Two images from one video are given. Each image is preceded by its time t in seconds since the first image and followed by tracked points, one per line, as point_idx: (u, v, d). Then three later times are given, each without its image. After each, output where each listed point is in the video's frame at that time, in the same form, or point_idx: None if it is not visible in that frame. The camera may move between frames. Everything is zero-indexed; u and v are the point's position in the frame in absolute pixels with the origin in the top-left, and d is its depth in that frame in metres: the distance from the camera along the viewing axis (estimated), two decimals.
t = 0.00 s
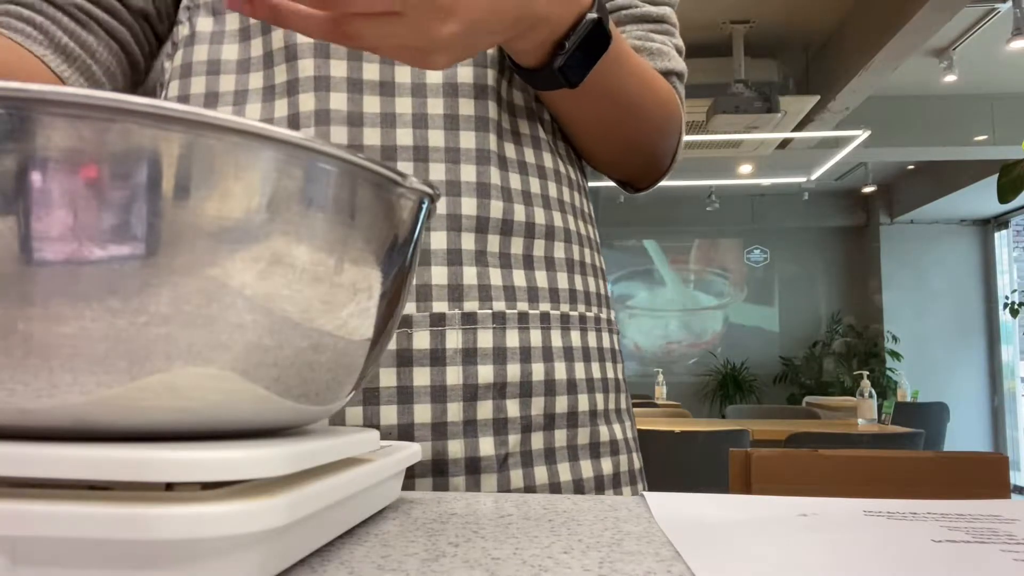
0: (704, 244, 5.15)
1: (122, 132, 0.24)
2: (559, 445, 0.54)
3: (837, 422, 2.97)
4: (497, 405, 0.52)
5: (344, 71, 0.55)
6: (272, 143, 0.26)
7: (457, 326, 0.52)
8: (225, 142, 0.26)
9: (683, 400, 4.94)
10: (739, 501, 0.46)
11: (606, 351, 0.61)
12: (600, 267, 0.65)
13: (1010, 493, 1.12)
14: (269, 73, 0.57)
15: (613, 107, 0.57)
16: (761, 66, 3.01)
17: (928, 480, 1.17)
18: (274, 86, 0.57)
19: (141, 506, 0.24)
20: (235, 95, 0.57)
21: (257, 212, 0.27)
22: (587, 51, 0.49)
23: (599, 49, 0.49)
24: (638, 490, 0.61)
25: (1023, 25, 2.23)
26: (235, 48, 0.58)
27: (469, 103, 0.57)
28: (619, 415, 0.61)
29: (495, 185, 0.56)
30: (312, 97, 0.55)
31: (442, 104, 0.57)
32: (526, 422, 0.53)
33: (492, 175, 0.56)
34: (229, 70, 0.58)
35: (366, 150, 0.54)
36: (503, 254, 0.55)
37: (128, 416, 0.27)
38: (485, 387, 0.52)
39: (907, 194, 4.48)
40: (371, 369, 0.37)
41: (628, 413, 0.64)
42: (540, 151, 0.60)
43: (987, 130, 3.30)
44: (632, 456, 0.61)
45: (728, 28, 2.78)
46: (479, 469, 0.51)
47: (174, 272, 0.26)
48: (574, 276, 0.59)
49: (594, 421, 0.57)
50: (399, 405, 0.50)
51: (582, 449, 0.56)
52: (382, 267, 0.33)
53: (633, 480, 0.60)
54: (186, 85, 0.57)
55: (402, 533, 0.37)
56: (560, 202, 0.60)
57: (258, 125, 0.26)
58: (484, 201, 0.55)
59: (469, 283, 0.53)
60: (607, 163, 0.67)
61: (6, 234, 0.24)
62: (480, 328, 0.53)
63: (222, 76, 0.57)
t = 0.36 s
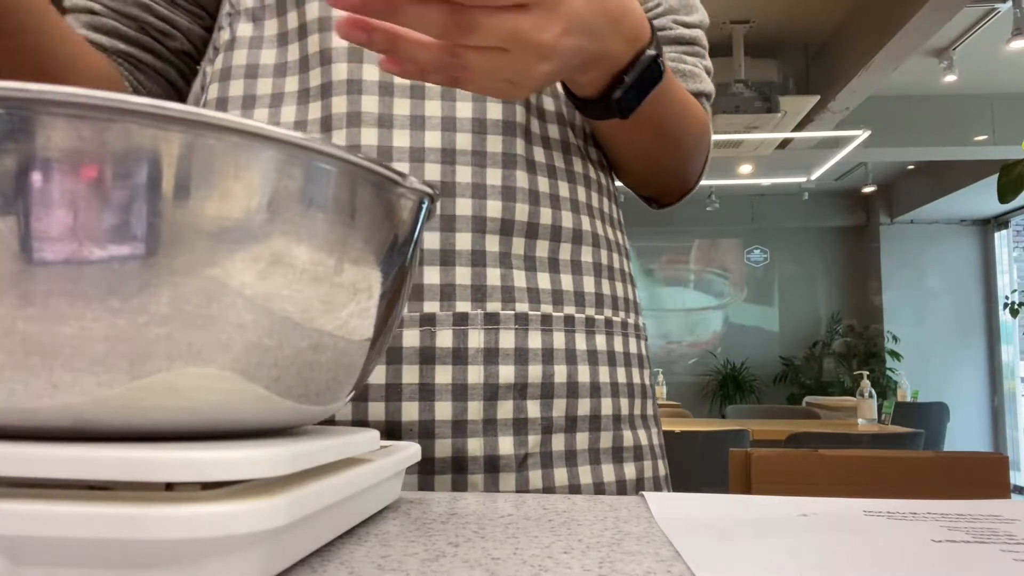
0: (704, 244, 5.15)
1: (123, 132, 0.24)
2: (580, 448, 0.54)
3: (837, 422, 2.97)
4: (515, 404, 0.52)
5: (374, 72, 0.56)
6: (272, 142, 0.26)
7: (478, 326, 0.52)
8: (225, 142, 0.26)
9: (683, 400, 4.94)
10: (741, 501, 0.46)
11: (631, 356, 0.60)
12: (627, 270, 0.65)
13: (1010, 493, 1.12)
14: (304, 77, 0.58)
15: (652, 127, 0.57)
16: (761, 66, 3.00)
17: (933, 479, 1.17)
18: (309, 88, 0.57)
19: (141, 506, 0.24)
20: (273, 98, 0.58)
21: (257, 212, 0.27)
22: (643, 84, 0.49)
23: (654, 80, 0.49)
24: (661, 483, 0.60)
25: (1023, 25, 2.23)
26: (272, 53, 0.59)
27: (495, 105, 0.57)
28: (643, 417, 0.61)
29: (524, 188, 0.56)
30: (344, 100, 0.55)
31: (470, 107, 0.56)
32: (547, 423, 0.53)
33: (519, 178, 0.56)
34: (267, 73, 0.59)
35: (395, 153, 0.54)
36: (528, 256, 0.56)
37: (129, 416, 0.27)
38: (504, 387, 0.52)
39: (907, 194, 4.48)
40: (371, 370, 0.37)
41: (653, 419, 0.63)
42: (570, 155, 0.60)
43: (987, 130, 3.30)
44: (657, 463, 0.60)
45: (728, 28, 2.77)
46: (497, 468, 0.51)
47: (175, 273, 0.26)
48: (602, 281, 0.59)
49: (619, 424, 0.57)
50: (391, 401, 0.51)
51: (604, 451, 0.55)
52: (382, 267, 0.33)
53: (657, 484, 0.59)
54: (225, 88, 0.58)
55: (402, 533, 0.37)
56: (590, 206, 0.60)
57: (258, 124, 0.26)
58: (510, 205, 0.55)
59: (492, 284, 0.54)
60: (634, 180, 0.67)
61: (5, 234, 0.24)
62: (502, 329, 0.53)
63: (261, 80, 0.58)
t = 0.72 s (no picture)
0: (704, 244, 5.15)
1: (123, 132, 0.24)
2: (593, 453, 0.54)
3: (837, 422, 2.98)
4: (525, 404, 0.52)
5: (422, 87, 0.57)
6: (272, 143, 0.26)
7: (487, 327, 0.53)
8: (225, 142, 0.26)
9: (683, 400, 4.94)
10: (742, 501, 0.46)
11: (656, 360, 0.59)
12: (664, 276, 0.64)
13: (1010, 493, 1.11)
14: (355, 90, 0.59)
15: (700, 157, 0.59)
16: (761, 67, 3.01)
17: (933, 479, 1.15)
18: (359, 101, 0.59)
19: (141, 506, 0.24)
20: (323, 108, 0.59)
21: (256, 212, 0.27)
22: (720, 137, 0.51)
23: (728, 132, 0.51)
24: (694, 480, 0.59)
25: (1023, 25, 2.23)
26: (325, 68, 0.61)
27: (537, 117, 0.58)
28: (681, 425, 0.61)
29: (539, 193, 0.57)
30: (392, 110, 0.57)
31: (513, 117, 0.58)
32: (555, 427, 0.53)
33: (532, 184, 0.57)
34: (319, 86, 0.60)
35: (440, 162, 0.56)
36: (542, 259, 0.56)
37: (128, 416, 0.27)
38: (514, 387, 0.52)
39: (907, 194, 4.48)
40: (371, 370, 0.37)
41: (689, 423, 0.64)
42: (609, 164, 0.61)
43: (987, 130, 3.30)
44: (693, 468, 0.61)
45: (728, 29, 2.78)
46: (504, 467, 0.52)
47: (175, 273, 0.26)
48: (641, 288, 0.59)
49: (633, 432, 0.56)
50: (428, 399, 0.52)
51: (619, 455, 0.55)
52: (382, 267, 0.33)
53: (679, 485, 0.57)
54: (280, 99, 0.60)
55: (402, 533, 0.37)
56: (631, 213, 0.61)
57: (258, 124, 0.26)
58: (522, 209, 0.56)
59: (502, 286, 0.55)
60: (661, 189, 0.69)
61: (5, 234, 0.24)
62: (510, 330, 0.53)
63: (313, 93, 0.60)
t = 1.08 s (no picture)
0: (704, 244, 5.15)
1: (123, 132, 0.24)
2: (565, 450, 0.55)
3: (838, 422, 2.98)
4: (517, 400, 0.56)
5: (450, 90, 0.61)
6: (271, 143, 0.26)
7: (481, 328, 0.57)
8: (225, 142, 0.26)
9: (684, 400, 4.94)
10: (743, 501, 0.46)
11: (665, 357, 0.60)
12: (686, 272, 0.65)
13: (1010, 493, 1.12)
14: (409, 96, 0.62)
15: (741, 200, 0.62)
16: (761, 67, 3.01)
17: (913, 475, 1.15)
18: (413, 107, 0.62)
19: (141, 506, 0.24)
20: (376, 114, 0.62)
21: (256, 212, 0.27)
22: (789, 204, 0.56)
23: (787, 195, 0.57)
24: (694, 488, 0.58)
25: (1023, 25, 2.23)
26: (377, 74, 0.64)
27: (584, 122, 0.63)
28: (697, 421, 0.61)
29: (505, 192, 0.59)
30: (448, 118, 0.60)
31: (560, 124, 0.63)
32: (522, 423, 0.55)
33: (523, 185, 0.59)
34: (372, 91, 0.63)
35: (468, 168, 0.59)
36: (538, 258, 0.59)
37: (129, 416, 0.27)
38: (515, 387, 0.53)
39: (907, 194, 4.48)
40: (372, 371, 0.37)
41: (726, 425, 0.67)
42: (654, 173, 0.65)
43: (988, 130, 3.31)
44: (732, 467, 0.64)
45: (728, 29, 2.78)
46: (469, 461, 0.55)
47: (174, 273, 0.26)
48: (624, 282, 0.60)
49: (611, 430, 0.57)
50: (398, 395, 0.56)
51: (598, 453, 0.56)
52: (382, 267, 0.33)
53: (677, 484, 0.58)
54: (332, 104, 0.64)
55: (402, 533, 0.37)
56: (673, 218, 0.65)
57: (258, 124, 0.26)
58: (517, 210, 0.59)
59: (496, 286, 0.58)
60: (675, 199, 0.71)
61: (5, 234, 0.24)
62: (504, 330, 0.57)
63: (365, 97, 0.63)
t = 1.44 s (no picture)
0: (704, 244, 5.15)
1: (123, 132, 0.24)
2: (584, 454, 0.56)
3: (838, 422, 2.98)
4: (538, 405, 0.56)
5: (471, 94, 0.61)
6: (271, 142, 0.26)
7: (499, 331, 0.57)
8: (225, 141, 0.26)
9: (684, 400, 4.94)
10: (743, 501, 0.46)
11: (684, 364, 0.59)
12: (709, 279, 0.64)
13: (1010, 493, 1.12)
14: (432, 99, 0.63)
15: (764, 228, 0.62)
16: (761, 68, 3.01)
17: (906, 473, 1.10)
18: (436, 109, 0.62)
19: (141, 506, 0.24)
20: (405, 120, 0.64)
21: (256, 212, 0.27)
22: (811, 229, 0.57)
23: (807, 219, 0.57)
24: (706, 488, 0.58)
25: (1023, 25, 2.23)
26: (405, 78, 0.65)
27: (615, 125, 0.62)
28: (717, 428, 0.60)
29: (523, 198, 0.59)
30: (469, 121, 0.61)
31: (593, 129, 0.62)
32: (540, 426, 0.56)
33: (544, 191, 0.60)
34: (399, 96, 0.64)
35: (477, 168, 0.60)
36: (558, 263, 0.58)
37: (129, 415, 0.27)
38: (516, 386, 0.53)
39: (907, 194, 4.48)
40: (371, 372, 0.37)
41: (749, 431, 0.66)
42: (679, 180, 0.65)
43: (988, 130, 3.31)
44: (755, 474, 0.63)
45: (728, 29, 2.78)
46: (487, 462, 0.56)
47: (174, 273, 0.26)
48: (644, 288, 0.60)
49: (628, 434, 0.57)
50: (417, 397, 0.56)
51: (615, 457, 0.56)
52: (381, 267, 0.33)
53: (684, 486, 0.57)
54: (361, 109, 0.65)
55: (402, 533, 0.37)
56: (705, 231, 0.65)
57: (258, 124, 0.26)
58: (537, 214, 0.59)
59: (515, 291, 0.58)
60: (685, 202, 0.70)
61: (6, 234, 0.24)
62: (523, 335, 0.57)
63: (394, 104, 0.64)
